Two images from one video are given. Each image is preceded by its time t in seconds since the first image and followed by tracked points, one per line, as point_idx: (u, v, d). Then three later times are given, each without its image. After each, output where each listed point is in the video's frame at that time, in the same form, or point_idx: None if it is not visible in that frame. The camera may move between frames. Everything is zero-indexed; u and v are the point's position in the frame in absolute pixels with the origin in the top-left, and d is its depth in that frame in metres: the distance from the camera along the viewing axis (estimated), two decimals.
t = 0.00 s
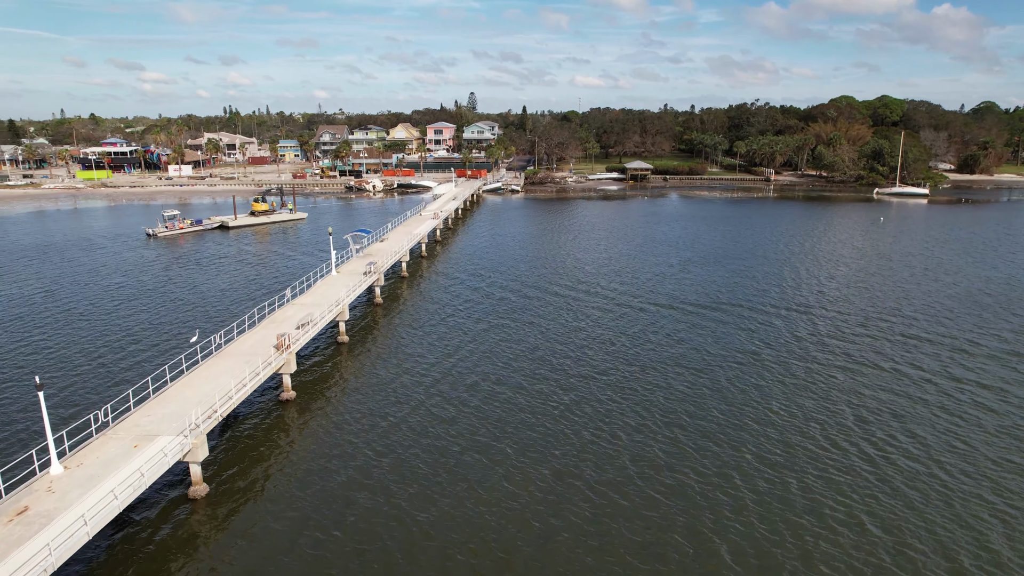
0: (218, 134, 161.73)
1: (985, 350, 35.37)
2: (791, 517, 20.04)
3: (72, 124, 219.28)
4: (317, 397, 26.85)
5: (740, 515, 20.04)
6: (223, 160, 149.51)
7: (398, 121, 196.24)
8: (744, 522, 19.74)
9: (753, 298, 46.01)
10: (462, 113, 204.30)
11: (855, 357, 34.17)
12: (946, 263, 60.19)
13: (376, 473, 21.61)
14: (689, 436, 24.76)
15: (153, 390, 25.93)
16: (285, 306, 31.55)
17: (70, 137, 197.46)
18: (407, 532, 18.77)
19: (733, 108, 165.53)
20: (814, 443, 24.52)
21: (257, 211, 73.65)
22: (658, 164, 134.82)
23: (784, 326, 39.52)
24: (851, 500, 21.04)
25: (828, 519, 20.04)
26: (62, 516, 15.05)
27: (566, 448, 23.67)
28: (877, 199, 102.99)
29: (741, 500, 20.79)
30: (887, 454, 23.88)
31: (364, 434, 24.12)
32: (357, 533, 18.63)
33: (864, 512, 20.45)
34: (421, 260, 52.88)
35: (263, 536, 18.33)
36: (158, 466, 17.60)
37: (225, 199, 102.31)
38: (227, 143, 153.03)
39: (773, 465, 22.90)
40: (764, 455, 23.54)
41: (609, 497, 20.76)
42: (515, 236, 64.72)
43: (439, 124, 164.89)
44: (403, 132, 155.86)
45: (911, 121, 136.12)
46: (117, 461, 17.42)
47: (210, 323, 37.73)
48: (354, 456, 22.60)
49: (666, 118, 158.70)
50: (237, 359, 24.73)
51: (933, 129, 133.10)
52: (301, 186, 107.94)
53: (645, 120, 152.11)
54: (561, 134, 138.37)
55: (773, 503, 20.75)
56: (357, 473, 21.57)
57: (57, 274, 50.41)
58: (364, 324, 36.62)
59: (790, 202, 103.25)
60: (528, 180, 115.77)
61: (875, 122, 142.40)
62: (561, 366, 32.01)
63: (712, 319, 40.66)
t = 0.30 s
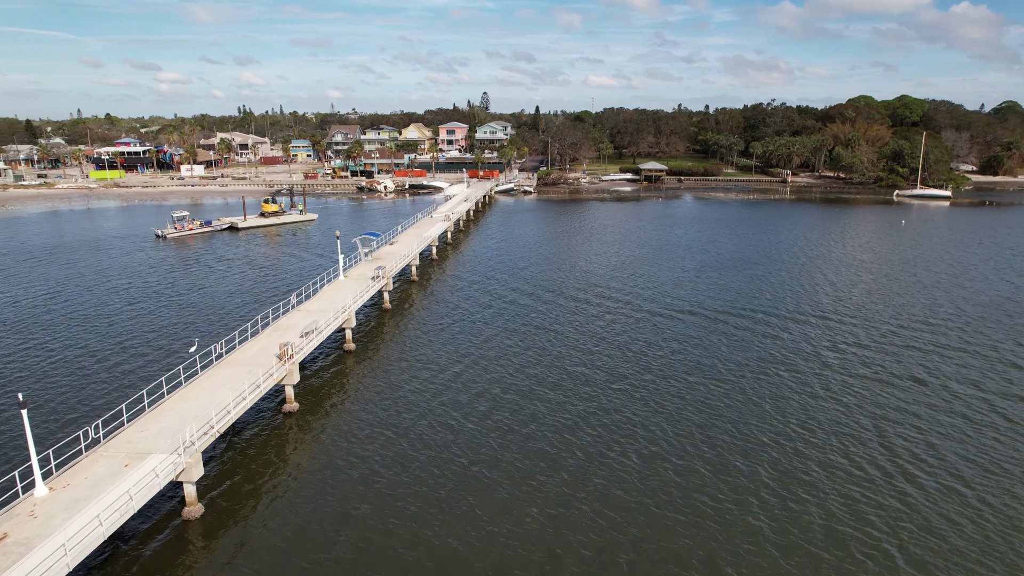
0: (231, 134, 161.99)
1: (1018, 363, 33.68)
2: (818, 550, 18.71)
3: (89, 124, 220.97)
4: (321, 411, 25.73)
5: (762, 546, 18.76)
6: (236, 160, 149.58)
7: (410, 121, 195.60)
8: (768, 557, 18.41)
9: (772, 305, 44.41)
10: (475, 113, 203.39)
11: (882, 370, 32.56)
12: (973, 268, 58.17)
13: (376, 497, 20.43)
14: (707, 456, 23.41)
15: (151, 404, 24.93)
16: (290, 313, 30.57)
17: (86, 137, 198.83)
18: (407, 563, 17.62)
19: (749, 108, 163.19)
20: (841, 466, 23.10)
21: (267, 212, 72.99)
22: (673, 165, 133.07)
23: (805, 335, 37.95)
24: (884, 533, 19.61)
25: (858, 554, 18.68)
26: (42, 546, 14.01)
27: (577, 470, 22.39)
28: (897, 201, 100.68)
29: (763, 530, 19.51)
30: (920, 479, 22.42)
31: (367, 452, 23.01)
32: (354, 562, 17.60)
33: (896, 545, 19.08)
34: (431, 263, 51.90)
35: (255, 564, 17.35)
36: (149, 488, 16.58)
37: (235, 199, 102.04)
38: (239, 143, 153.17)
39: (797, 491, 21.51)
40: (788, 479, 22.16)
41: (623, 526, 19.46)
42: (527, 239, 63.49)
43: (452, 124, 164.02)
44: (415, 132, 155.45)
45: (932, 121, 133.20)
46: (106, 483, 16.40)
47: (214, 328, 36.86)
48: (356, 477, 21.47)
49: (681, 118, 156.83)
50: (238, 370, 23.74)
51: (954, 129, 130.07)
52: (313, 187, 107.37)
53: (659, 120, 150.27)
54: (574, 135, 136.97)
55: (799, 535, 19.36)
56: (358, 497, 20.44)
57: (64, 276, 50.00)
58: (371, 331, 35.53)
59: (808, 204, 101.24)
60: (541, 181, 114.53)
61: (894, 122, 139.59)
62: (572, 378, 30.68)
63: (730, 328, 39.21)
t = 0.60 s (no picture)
0: (240, 134, 161.78)
1: None
2: None
3: (100, 124, 221.45)
4: (320, 424, 24.68)
5: None
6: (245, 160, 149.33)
7: (420, 121, 194.61)
8: None
9: (788, 313, 43.02)
10: (484, 113, 202.09)
11: (905, 383, 31.12)
12: (996, 274, 56.24)
13: (373, 521, 19.32)
14: (723, 479, 22.15)
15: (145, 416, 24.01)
16: (291, 320, 29.59)
17: (97, 138, 199.58)
18: None
19: (763, 108, 160.97)
20: (866, 491, 21.78)
21: (273, 213, 72.28)
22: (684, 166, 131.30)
23: (823, 345, 36.55)
24: (913, 568, 18.34)
25: None
26: None
27: (585, 492, 21.16)
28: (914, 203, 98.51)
29: (782, 562, 18.33)
30: (950, 507, 21.06)
31: (366, 470, 21.92)
32: None
33: None
34: (438, 267, 50.81)
35: None
36: (132, 515, 15.52)
37: (242, 199, 101.45)
38: (248, 143, 152.84)
39: (819, 519, 20.24)
40: (809, 505, 20.89)
41: (633, 557, 18.28)
42: (536, 242, 62.26)
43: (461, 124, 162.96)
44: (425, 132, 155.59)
45: (948, 121, 130.64)
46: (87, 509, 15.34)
47: (215, 332, 35.98)
48: (353, 499, 20.38)
49: (693, 119, 154.98)
50: (234, 383, 22.80)
51: (971, 129, 127.41)
52: (320, 187, 106.72)
53: (671, 120, 148.52)
54: (584, 135, 135.51)
55: (822, 571, 18.12)
56: (354, 520, 19.33)
57: (66, 278, 49.35)
58: (375, 338, 34.50)
59: (822, 206, 99.38)
60: (551, 182, 113.20)
61: (911, 123, 137.00)
62: (581, 390, 29.44)
63: (744, 336, 37.87)
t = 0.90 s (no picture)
0: (244, 134, 161.24)
1: None
2: None
3: (106, 124, 221.36)
4: (314, 440, 23.56)
5: None
6: (250, 160, 148.93)
7: (425, 121, 193.64)
8: None
9: (800, 320, 41.67)
10: (490, 113, 201.08)
11: (925, 397, 29.73)
12: (1015, 280, 54.63)
13: (364, 547, 18.26)
14: (737, 504, 20.89)
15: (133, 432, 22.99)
16: (288, 329, 28.56)
17: (104, 138, 199.82)
18: None
19: (771, 108, 159.26)
20: (885, 516, 20.61)
21: (276, 215, 71.46)
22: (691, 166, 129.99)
23: (838, 354, 35.19)
24: None
25: None
26: None
27: (590, 517, 19.93)
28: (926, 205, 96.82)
29: None
30: (976, 535, 19.81)
31: (360, 491, 20.78)
32: None
33: None
34: (442, 271, 49.81)
35: None
36: (109, 544, 14.50)
37: (246, 200, 100.72)
38: (253, 143, 152.25)
39: (835, 548, 19.09)
40: (824, 532, 19.75)
41: None
42: (541, 245, 61.08)
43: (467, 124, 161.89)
44: (430, 133, 155.34)
45: (960, 121, 128.47)
46: (60, 538, 14.31)
47: (210, 339, 35.00)
48: (346, 523, 19.24)
49: (701, 119, 153.43)
50: (226, 396, 21.81)
51: (984, 130, 125.21)
52: (324, 188, 105.94)
53: (678, 121, 147.04)
54: (591, 136, 134.24)
55: None
56: (345, 548, 18.20)
57: (63, 280, 48.59)
58: (375, 346, 33.37)
59: (832, 208, 97.87)
60: (557, 183, 112.02)
61: (922, 124, 135.08)
62: (586, 402, 28.20)
63: (756, 345, 36.56)
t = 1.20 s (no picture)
0: (245, 134, 160.40)
1: None
2: None
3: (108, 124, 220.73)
4: (306, 457, 22.43)
5: None
6: (251, 161, 148.17)
7: (428, 121, 192.49)
8: None
9: (810, 327, 40.44)
10: (492, 113, 199.91)
11: (942, 410, 28.50)
12: None
13: None
14: (750, 532, 19.67)
15: (116, 451, 21.85)
16: (281, 339, 27.49)
17: (105, 138, 199.20)
18: None
19: (776, 108, 157.83)
20: (902, 544, 19.50)
21: (275, 216, 70.45)
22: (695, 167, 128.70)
23: (850, 364, 33.87)
24: None
25: None
26: None
27: (594, 547, 18.71)
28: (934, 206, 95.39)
29: None
30: (999, 565, 18.69)
31: (351, 515, 19.60)
32: None
33: None
34: (442, 275, 48.70)
35: None
36: None
37: (245, 201, 99.74)
38: (253, 143, 151.38)
39: None
40: (839, 562, 18.64)
41: None
42: (544, 249, 59.89)
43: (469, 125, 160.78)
44: (432, 132, 154.62)
45: (968, 121, 126.80)
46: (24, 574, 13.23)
47: (201, 346, 33.88)
48: (336, 552, 18.06)
49: (705, 120, 152.11)
50: (214, 412, 20.73)
51: (992, 130, 123.53)
52: (324, 189, 104.92)
53: (682, 121, 145.72)
54: (594, 136, 132.96)
55: None
56: None
57: (55, 283, 47.59)
58: (372, 355, 32.19)
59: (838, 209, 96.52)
60: (560, 184, 110.83)
61: (929, 124, 133.49)
62: (590, 417, 26.91)
63: (765, 353, 35.31)
